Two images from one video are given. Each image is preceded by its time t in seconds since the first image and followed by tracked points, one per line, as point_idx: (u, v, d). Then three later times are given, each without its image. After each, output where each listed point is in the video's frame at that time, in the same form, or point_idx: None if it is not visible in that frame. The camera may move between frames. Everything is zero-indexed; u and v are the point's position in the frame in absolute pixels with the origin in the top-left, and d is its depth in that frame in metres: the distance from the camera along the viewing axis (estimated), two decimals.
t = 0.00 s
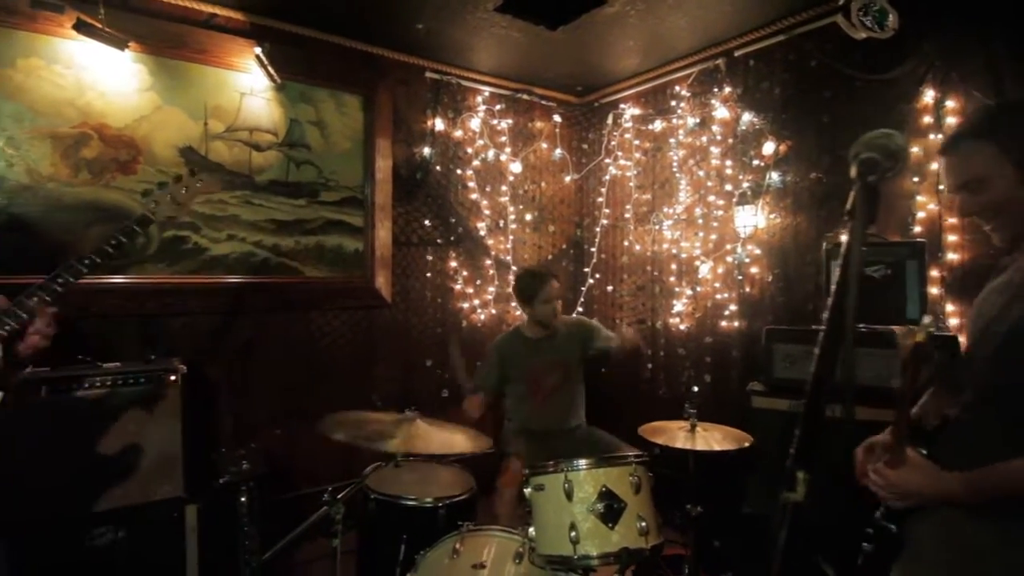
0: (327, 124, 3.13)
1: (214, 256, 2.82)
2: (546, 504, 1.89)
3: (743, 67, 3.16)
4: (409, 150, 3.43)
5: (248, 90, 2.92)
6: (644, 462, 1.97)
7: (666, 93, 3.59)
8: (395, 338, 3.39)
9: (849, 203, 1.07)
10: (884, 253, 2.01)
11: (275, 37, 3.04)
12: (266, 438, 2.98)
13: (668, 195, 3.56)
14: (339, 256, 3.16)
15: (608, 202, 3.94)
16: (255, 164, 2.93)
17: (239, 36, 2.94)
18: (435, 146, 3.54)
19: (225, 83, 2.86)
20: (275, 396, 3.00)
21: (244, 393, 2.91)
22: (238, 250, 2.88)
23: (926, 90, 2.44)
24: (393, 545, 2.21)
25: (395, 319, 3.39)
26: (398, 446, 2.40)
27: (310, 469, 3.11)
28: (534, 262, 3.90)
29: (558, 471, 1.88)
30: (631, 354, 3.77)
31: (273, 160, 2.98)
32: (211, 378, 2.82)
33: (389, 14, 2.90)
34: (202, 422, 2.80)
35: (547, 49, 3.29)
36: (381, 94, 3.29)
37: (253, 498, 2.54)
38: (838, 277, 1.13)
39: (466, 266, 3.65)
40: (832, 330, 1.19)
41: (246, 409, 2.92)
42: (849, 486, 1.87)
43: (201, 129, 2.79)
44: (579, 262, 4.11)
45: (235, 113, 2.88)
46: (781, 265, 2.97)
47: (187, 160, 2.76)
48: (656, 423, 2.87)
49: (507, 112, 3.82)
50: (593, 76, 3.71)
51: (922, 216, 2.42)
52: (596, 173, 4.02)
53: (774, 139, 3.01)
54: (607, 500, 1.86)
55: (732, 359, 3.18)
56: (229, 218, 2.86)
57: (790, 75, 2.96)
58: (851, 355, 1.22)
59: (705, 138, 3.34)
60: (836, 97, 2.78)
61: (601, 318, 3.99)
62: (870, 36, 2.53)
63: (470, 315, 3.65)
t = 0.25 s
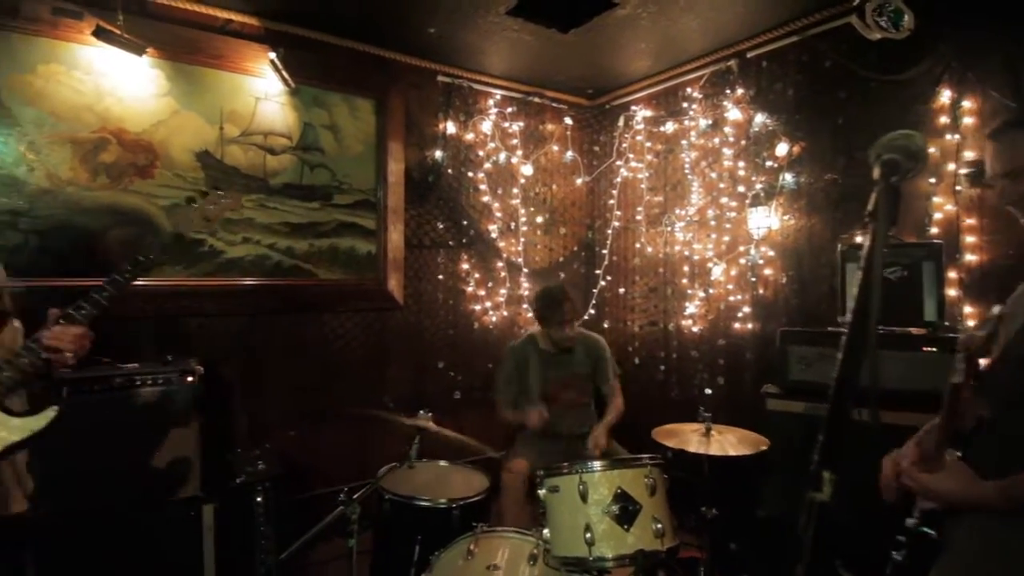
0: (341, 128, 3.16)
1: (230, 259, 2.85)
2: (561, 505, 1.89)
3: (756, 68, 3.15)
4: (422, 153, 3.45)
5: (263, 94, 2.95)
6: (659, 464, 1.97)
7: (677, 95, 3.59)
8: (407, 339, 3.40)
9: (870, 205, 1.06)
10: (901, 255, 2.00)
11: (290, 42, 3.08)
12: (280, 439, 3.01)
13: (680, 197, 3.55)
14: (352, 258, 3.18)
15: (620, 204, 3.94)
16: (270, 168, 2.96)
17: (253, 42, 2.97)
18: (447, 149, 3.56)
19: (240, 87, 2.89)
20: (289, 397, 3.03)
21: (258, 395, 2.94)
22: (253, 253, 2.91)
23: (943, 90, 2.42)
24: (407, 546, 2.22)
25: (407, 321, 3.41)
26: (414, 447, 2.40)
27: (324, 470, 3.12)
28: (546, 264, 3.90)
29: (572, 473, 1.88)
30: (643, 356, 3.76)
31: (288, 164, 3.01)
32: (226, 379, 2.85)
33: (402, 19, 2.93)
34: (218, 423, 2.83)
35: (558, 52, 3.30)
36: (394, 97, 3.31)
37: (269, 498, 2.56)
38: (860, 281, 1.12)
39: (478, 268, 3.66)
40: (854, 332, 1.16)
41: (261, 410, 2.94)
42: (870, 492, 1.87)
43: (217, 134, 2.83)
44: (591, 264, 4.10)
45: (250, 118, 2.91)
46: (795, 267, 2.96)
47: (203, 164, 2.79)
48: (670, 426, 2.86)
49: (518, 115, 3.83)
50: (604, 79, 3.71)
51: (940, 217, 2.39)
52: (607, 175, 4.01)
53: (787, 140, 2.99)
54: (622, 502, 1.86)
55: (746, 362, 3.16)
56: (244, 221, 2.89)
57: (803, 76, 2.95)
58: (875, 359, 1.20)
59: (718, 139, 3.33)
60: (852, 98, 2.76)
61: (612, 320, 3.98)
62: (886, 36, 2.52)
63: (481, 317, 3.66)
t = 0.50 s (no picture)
0: (365, 126, 3.19)
1: (257, 255, 2.90)
2: (586, 502, 1.89)
3: (784, 61, 3.09)
4: (444, 150, 3.46)
5: (289, 94, 2.99)
6: (686, 462, 1.95)
7: (702, 89, 3.53)
8: (430, 335, 3.42)
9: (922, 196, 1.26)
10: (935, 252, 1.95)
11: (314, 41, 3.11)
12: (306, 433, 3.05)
13: (704, 192, 3.50)
14: (375, 254, 3.21)
15: (643, 200, 3.90)
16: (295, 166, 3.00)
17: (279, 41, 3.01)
18: (470, 146, 3.56)
19: (267, 87, 2.93)
20: (314, 392, 3.07)
21: (284, 389, 2.98)
22: (279, 250, 2.95)
23: (980, 81, 2.36)
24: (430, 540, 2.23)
25: (429, 318, 3.43)
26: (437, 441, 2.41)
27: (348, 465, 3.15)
28: (568, 261, 3.88)
29: (597, 470, 1.87)
30: (666, 354, 3.72)
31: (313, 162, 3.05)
32: (253, 374, 2.90)
33: (426, 16, 2.94)
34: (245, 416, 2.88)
35: (581, 48, 3.28)
36: (417, 95, 3.33)
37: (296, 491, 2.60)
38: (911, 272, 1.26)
39: (500, 265, 3.66)
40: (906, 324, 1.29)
41: (287, 405, 2.99)
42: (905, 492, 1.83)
43: (244, 132, 2.87)
44: (613, 261, 4.06)
45: (276, 116, 2.95)
46: (824, 263, 2.90)
47: (231, 162, 2.84)
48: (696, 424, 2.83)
49: (540, 111, 3.81)
50: (627, 74, 3.67)
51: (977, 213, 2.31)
52: (630, 171, 3.97)
53: (817, 134, 2.93)
54: (648, 500, 1.84)
55: (772, 360, 3.11)
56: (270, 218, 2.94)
57: (833, 68, 2.89)
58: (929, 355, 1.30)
59: (744, 134, 3.27)
60: (884, 90, 2.70)
61: (635, 317, 3.94)
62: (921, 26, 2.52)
63: (503, 314, 3.66)
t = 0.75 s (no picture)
0: (392, 118, 3.21)
1: (289, 247, 2.96)
2: (616, 493, 1.89)
3: (819, 45, 2.99)
4: (470, 142, 3.46)
5: (318, 87, 3.02)
6: (718, 454, 1.94)
7: (732, 75, 3.46)
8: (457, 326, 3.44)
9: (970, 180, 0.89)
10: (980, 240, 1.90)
11: (342, 34, 3.13)
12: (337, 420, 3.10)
13: (735, 181, 3.43)
14: (403, 245, 3.24)
15: (671, 190, 3.83)
16: (325, 158, 3.04)
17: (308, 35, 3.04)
18: (496, 137, 3.55)
19: (297, 80, 2.97)
20: (345, 382, 3.12)
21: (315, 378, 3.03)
22: (309, 242, 3.00)
23: None
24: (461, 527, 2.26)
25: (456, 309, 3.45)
26: (468, 430, 2.43)
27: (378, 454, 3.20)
28: (594, 252, 3.85)
29: (629, 460, 1.88)
30: (695, 346, 3.67)
31: (342, 154, 3.08)
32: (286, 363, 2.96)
33: (452, 6, 2.94)
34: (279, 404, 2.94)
35: (608, 35, 3.24)
36: (443, 86, 3.33)
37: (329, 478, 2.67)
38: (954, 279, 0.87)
39: (526, 256, 3.65)
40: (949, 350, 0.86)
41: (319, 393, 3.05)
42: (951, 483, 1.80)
43: (275, 126, 2.92)
44: (640, 252, 4.02)
45: (306, 109, 2.99)
46: (860, 253, 2.82)
47: (263, 155, 2.89)
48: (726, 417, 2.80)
49: (567, 100, 3.78)
50: (654, 60, 3.61)
51: None
52: (658, 160, 3.91)
53: (853, 119, 2.84)
54: (679, 491, 1.84)
55: (805, 352, 3.05)
56: (301, 211, 2.99)
57: (870, 51, 2.79)
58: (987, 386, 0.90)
59: (776, 120, 3.19)
60: (926, 73, 2.60)
61: (662, 308, 3.90)
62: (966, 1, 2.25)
63: (530, 305, 3.66)
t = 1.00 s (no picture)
0: (422, 118, 3.24)
1: (323, 246, 3.02)
2: (649, 492, 1.87)
3: (856, 34, 2.91)
4: (499, 140, 3.47)
5: (349, 89, 3.07)
6: (753, 454, 1.92)
7: (765, 68, 3.39)
8: (486, 324, 3.47)
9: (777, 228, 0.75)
10: None
11: (372, 36, 3.17)
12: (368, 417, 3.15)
13: (768, 176, 3.37)
14: (432, 244, 3.28)
15: (702, 185, 3.78)
16: (356, 159, 3.09)
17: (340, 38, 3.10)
18: (524, 135, 3.55)
19: (329, 83, 3.03)
20: (377, 379, 3.17)
21: (347, 375, 3.09)
22: (342, 241, 3.06)
23: None
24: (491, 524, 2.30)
25: (485, 307, 3.47)
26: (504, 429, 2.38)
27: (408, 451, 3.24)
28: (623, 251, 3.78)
29: (662, 460, 1.86)
30: (727, 344, 3.62)
31: (373, 155, 3.13)
32: (320, 361, 3.03)
33: (481, 5, 2.96)
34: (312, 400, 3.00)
35: (638, 30, 3.21)
36: (472, 86, 3.36)
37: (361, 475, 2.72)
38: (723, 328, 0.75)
39: (554, 254, 3.65)
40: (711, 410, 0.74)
41: (351, 390, 3.10)
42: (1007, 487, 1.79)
43: (309, 128, 2.98)
44: (671, 249, 3.89)
45: (338, 111, 3.05)
46: (900, 248, 2.74)
47: (297, 157, 2.96)
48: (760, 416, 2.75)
49: (595, 97, 3.75)
50: (684, 54, 3.56)
51: None
52: (688, 155, 3.84)
53: (893, 111, 2.76)
54: (714, 491, 1.82)
55: (842, 350, 2.98)
56: (334, 211, 3.05)
57: (911, 40, 2.71)
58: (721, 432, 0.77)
59: (812, 113, 3.12)
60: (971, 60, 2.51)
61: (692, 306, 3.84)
62: None
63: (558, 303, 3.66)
